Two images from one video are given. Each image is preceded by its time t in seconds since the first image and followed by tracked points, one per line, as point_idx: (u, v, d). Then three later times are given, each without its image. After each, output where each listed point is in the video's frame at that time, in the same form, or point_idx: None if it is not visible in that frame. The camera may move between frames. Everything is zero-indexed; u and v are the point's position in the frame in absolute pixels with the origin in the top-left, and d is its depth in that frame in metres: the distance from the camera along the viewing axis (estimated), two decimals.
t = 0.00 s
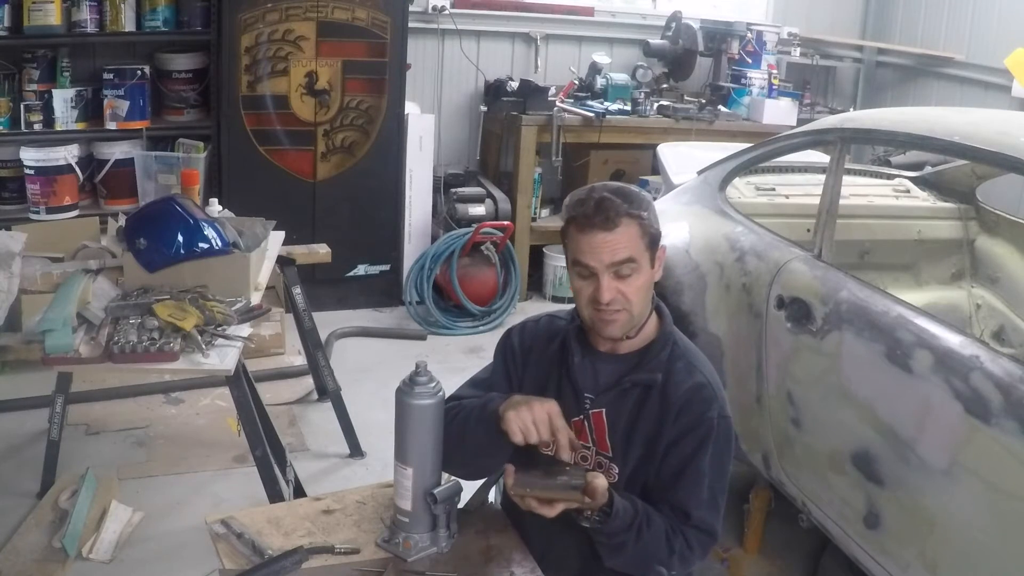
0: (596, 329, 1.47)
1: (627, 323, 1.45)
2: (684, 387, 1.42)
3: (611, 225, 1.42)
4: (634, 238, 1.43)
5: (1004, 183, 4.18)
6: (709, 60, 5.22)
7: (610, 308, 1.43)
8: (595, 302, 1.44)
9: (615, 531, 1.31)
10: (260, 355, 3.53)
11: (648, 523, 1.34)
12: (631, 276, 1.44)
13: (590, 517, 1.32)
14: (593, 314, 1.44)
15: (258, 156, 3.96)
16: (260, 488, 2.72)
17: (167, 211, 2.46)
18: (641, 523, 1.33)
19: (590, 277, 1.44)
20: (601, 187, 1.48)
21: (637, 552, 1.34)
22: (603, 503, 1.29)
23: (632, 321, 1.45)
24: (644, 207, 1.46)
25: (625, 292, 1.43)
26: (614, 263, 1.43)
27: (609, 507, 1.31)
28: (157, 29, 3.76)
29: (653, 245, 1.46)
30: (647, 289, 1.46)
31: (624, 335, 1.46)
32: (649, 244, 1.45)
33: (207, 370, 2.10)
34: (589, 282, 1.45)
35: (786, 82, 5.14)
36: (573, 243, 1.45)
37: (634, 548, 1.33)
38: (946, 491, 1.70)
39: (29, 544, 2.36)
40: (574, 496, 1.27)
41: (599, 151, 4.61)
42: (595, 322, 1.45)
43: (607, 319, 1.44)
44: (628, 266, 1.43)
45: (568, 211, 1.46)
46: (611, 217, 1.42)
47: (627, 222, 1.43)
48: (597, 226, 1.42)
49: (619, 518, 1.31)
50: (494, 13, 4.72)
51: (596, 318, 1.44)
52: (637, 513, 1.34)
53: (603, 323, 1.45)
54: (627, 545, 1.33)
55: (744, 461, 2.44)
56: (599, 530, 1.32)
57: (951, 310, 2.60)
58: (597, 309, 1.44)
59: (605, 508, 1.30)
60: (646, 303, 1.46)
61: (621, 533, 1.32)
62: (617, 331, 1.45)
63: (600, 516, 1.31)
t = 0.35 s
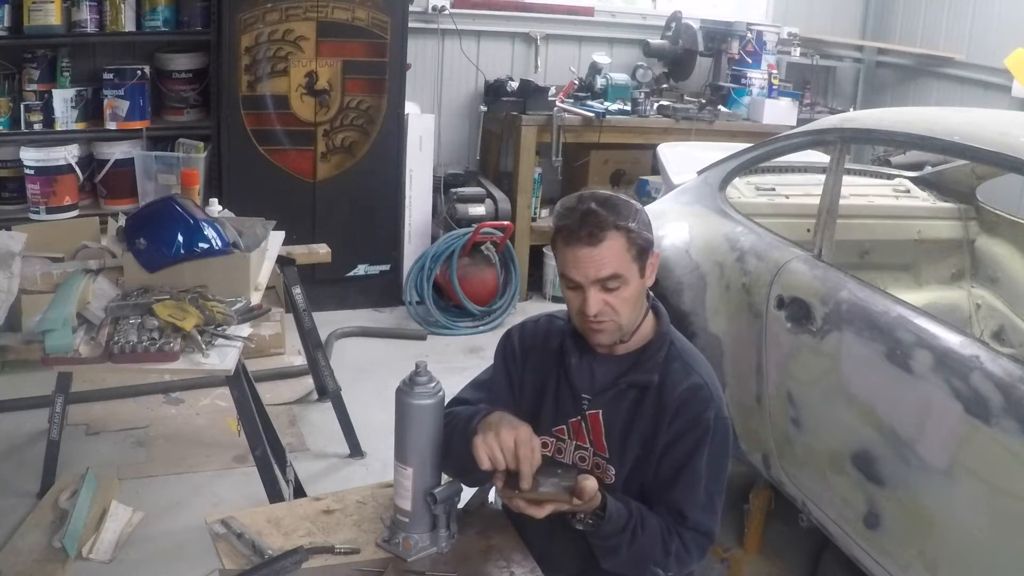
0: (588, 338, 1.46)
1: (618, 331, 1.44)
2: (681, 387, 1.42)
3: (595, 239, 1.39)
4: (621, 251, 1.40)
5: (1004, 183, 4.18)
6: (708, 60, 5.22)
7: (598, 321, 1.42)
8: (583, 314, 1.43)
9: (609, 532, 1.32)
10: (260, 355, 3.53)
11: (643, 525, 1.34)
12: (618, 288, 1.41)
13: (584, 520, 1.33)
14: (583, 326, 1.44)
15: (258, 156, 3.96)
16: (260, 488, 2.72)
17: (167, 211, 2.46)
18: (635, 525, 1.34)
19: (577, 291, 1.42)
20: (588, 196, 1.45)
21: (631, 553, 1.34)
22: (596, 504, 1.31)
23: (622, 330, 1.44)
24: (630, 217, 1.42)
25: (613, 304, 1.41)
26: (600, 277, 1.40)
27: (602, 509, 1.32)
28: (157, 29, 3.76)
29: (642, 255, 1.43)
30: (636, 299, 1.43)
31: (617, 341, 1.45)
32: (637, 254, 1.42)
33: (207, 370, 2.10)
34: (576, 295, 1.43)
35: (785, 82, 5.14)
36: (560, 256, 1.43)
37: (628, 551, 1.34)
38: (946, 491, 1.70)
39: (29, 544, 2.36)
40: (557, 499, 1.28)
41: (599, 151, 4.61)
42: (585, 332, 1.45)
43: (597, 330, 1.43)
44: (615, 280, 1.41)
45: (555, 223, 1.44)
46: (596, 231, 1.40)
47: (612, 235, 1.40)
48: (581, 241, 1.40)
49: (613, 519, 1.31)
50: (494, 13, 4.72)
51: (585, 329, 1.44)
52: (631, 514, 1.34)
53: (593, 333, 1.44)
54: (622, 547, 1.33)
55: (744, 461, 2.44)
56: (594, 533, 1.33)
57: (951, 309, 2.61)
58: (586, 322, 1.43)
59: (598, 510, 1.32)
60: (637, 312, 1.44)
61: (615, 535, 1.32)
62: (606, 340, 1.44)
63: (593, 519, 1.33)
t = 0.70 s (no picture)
0: (585, 344, 1.47)
1: (614, 338, 1.44)
2: (685, 392, 1.42)
3: (589, 250, 1.39)
4: (615, 261, 1.40)
5: (1004, 183, 4.19)
6: (709, 60, 5.22)
7: (593, 329, 1.42)
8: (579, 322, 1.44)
9: (622, 548, 1.32)
10: (260, 355, 3.53)
11: (654, 535, 1.35)
12: (613, 298, 1.41)
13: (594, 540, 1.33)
14: (579, 332, 1.44)
15: (258, 156, 3.96)
16: (260, 488, 2.72)
17: (167, 211, 2.46)
18: (646, 537, 1.34)
19: (572, 299, 1.43)
20: (586, 204, 1.44)
21: (646, 564, 1.34)
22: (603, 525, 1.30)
23: (617, 337, 1.44)
24: (626, 227, 1.41)
25: (607, 313, 1.41)
26: (594, 287, 1.40)
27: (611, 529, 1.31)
28: (157, 29, 3.76)
29: (639, 265, 1.42)
30: (633, 308, 1.43)
31: (614, 347, 1.46)
32: (633, 263, 1.41)
33: (207, 370, 2.10)
34: (572, 303, 1.43)
35: (785, 82, 5.14)
36: (556, 264, 1.43)
37: (643, 563, 1.34)
38: (946, 491, 1.70)
39: (28, 544, 2.36)
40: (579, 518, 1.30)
41: (599, 151, 4.61)
42: (582, 338, 1.45)
43: (593, 337, 1.44)
44: (609, 290, 1.40)
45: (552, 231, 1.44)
46: (590, 241, 1.39)
47: (607, 245, 1.40)
48: (575, 250, 1.39)
49: (622, 537, 1.31)
50: (494, 13, 4.72)
51: (581, 335, 1.44)
52: (642, 528, 1.34)
53: (589, 339, 1.45)
54: (636, 560, 1.33)
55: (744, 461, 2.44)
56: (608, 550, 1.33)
57: (951, 310, 2.62)
58: (581, 329, 1.43)
59: (607, 529, 1.31)
60: (633, 321, 1.44)
61: (627, 550, 1.32)
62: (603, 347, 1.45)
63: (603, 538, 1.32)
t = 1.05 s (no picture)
0: (586, 352, 1.48)
1: (613, 349, 1.44)
2: (690, 398, 1.40)
3: (583, 268, 1.37)
4: (610, 280, 1.38)
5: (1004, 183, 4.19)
6: (709, 60, 5.22)
7: (591, 341, 1.43)
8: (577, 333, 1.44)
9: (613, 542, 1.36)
10: (260, 355, 3.53)
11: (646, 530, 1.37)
12: (610, 314, 1.39)
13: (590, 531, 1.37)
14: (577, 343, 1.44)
15: (259, 156, 3.96)
16: (260, 488, 2.72)
17: (167, 211, 2.46)
18: (636, 531, 1.36)
19: (569, 313, 1.42)
20: (582, 217, 1.41)
21: (641, 564, 1.36)
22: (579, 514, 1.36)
23: (616, 349, 1.44)
24: (622, 243, 1.38)
25: (605, 328, 1.41)
26: (589, 305, 1.39)
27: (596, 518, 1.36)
28: (157, 29, 3.76)
29: (636, 280, 1.40)
30: (631, 322, 1.42)
31: (614, 356, 1.46)
32: (629, 280, 1.39)
33: (207, 370, 2.10)
34: (569, 317, 1.43)
35: (785, 82, 5.14)
36: (553, 278, 1.42)
37: (636, 560, 1.36)
38: (946, 491, 1.70)
39: (29, 544, 2.36)
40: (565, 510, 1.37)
41: (599, 151, 4.61)
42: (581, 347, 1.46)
43: (591, 348, 1.44)
44: (605, 306, 1.39)
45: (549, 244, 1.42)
46: (584, 260, 1.37)
47: (602, 263, 1.37)
48: (570, 269, 1.38)
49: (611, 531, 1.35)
50: (494, 13, 4.72)
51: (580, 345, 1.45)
52: (632, 524, 1.37)
53: (589, 349, 1.45)
54: (629, 557, 1.36)
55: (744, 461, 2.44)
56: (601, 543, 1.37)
57: (951, 310, 2.61)
58: (580, 341, 1.43)
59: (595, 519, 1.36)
60: (632, 333, 1.43)
61: (619, 543, 1.36)
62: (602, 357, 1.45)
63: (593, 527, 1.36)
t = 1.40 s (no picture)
0: (586, 358, 1.48)
1: (613, 354, 1.45)
2: (687, 400, 1.40)
3: (581, 275, 1.38)
4: (608, 284, 1.39)
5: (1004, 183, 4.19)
6: (709, 60, 5.22)
7: (591, 347, 1.43)
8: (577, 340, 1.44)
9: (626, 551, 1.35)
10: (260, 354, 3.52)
11: (655, 534, 1.36)
12: (610, 319, 1.40)
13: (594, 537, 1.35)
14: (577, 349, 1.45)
15: (258, 156, 3.96)
16: (260, 488, 2.72)
17: (167, 211, 2.46)
18: (647, 535, 1.36)
19: (568, 321, 1.43)
20: (578, 224, 1.43)
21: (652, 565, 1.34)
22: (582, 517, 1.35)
23: (616, 353, 1.44)
24: (619, 248, 1.40)
25: (605, 333, 1.41)
26: (588, 311, 1.39)
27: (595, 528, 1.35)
28: (157, 29, 3.76)
29: (634, 284, 1.41)
30: (630, 325, 1.42)
31: (614, 361, 1.46)
32: (627, 284, 1.40)
33: (207, 370, 2.10)
34: (569, 324, 1.43)
35: (785, 82, 5.15)
36: (551, 287, 1.43)
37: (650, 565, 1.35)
38: (946, 492, 1.70)
39: (29, 544, 2.36)
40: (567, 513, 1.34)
41: (599, 151, 4.61)
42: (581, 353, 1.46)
43: (592, 354, 1.45)
44: (604, 311, 1.39)
45: (546, 253, 1.43)
46: (581, 267, 1.38)
47: (599, 269, 1.38)
48: (567, 276, 1.39)
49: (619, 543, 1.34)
50: (494, 13, 4.72)
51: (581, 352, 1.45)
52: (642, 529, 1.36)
53: (589, 355, 1.46)
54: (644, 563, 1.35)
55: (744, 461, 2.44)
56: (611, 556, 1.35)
57: (951, 310, 2.61)
58: (580, 347, 1.44)
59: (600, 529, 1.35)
60: (631, 337, 1.44)
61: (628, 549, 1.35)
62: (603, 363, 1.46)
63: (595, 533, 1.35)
